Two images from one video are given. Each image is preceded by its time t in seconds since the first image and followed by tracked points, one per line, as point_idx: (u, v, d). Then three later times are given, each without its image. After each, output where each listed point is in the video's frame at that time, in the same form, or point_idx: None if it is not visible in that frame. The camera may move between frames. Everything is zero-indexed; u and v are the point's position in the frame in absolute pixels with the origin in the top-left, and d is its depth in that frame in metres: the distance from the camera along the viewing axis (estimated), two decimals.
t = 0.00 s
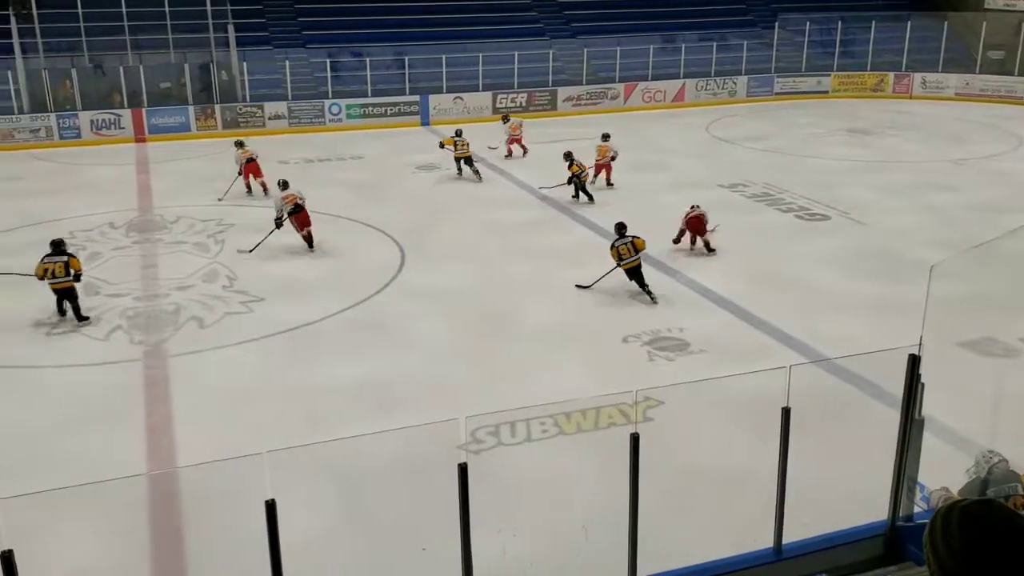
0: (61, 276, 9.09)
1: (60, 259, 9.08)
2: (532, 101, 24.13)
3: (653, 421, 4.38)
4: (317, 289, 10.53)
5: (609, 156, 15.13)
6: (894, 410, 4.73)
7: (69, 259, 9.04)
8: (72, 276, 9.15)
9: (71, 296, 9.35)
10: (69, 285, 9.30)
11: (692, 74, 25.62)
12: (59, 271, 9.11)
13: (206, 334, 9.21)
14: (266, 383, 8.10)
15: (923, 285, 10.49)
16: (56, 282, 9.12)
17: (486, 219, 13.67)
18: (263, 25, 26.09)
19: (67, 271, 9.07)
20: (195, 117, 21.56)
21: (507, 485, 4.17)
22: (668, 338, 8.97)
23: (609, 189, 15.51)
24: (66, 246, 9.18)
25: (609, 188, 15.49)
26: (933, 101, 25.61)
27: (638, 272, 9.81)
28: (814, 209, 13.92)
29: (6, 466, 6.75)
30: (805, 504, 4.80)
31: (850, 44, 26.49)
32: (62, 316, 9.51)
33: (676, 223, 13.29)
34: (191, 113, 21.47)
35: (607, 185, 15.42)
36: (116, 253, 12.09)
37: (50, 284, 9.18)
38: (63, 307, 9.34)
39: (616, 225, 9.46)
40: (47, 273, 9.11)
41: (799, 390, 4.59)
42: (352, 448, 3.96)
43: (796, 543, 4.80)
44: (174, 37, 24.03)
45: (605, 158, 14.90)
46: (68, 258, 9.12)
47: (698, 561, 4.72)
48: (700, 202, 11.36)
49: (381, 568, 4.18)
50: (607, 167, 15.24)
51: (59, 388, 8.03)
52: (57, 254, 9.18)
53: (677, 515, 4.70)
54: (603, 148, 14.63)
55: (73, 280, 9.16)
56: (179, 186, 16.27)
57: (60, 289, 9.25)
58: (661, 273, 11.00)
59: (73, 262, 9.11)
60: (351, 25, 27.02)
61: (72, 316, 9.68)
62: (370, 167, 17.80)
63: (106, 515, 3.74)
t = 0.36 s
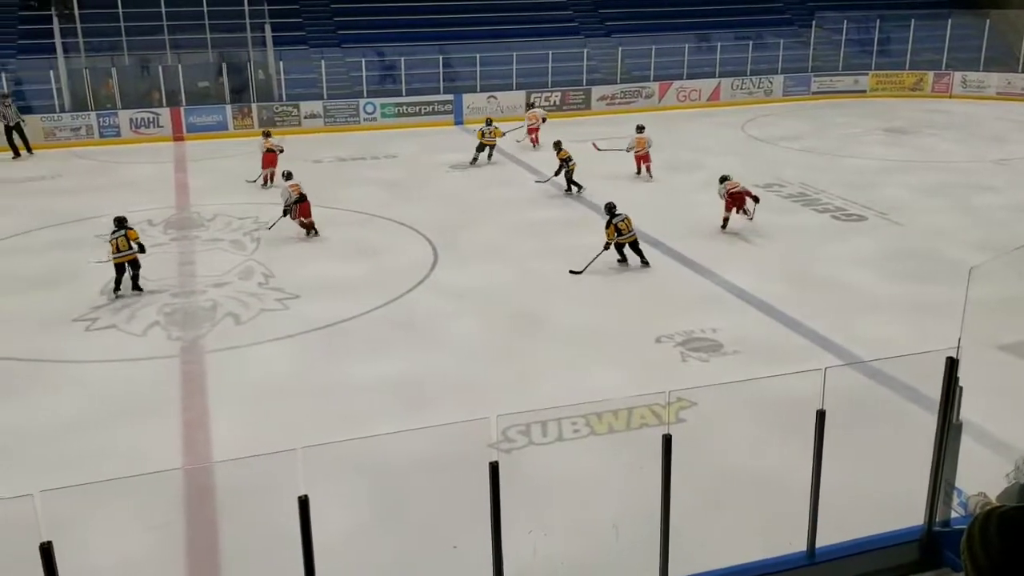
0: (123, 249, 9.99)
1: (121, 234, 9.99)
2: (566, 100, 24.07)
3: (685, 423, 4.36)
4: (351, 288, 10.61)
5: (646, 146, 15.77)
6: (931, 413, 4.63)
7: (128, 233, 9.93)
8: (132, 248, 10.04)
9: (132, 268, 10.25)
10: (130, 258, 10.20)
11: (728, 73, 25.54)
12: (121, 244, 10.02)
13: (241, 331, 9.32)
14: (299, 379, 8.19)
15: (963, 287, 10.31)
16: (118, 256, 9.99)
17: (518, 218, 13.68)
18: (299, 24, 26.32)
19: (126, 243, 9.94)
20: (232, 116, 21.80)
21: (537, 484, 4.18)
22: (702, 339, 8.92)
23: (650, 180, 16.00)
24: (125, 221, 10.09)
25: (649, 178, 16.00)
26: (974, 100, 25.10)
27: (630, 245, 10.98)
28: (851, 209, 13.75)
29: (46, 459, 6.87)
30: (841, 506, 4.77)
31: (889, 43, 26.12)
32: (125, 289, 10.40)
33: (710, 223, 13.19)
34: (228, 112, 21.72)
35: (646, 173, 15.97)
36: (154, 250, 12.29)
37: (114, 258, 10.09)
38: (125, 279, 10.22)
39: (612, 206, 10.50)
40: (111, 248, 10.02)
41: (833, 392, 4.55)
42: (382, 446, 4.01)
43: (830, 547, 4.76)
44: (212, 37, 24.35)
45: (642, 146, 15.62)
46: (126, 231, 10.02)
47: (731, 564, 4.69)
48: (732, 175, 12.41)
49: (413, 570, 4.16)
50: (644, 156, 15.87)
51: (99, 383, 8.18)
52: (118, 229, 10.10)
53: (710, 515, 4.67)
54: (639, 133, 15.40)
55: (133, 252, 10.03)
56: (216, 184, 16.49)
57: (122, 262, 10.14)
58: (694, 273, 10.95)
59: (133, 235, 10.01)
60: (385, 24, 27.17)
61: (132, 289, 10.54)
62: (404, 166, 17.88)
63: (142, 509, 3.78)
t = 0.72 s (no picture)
0: (184, 229, 10.87)
1: (183, 216, 10.85)
2: (593, 100, 24.07)
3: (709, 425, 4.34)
4: (377, 286, 10.67)
5: (676, 138, 16.70)
6: (961, 418, 4.58)
7: (189, 215, 10.78)
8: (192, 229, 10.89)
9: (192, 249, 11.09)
10: (190, 238, 11.05)
11: (757, 74, 25.36)
12: (181, 225, 10.87)
13: (269, 329, 9.40)
14: (325, 377, 8.25)
15: (995, 291, 10.18)
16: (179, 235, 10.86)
17: (545, 219, 13.68)
18: (328, 25, 26.52)
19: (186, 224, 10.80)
20: (262, 115, 21.97)
21: (560, 484, 4.17)
22: (728, 341, 8.87)
23: (674, 171, 16.73)
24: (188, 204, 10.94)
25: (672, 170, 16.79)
26: (1008, 102, 24.73)
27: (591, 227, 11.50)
28: (880, 212, 13.62)
29: (77, 453, 6.98)
30: (869, 510, 4.75)
31: (920, 45, 25.84)
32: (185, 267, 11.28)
33: (738, 224, 13.12)
34: (257, 111, 21.90)
35: (668, 165, 16.71)
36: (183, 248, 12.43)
37: (177, 238, 10.98)
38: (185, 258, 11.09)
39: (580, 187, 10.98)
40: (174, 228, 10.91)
41: (861, 395, 4.48)
42: (409, 445, 4.02)
43: (856, 553, 4.68)
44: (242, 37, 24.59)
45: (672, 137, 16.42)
46: (188, 213, 10.88)
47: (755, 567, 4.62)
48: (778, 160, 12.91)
49: (435, 567, 4.20)
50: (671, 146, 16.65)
51: (127, 379, 8.29)
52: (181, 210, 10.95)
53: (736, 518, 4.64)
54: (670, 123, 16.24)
55: (193, 233, 10.88)
56: (245, 182, 16.66)
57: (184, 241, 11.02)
58: (721, 275, 10.91)
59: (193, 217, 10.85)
60: (413, 24, 27.27)
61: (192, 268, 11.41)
62: (430, 165, 17.96)
63: (169, 504, 3.82)
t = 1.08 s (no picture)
0: (212, 212, 11.57)
1: (209, 200, 11.56)
2: (602, 100, 24.05)
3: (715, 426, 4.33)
4: (385, 285, 10.69)
5: (689, 130, 17.64)
6: (970, 420, 4.55)
7: (216, 199, 11.51)
8: (219, 212, 11.63)
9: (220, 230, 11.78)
10: (216, 221, 11.74)
11: (766, 74, 25.31)
12: (208, 209, 11.60)
13: (276, 328, 9.42)
14: (332, 376, 8.27)
15: (1004, 293, 10.12)
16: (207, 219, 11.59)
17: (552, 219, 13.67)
18: (337, 24, 26.55)
19: (213, 207, 11.51)
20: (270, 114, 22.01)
21: (567, 484, 4.19)
22: (735, 342, 8.85)
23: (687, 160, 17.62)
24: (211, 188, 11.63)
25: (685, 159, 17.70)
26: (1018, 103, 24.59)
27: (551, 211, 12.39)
28: (889, 213, 13.56)
29: (85, 450, 7.02)
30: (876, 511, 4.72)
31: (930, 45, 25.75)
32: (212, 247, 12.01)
33: (746, 225, 13.10)
34: (266, 110, 21.94)
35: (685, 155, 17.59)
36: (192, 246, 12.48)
37: (205, 221, 11.66)
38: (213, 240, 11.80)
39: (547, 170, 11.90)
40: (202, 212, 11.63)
41: (870, 397, 4.47)
42: (415, 445, 4.02)
43: (863, 555, 4.68)
44: (251, 36, 24.66)
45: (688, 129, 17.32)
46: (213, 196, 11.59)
47: (763, 568, 4.62)
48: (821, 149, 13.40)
49: (441, 566, 4.20)
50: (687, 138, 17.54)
51: (135, 377, 8.33)
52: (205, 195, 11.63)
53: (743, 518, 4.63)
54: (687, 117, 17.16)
55: (220, 216, 11.60)
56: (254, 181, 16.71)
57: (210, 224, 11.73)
58: (730, 275, 10.88)
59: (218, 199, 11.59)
60: (422, 24, 27.30)
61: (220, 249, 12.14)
62: (439, 165, 17.98)
63: (175, 502, 3.83)
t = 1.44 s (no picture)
0: (223, 197, 12.47)
1: (221, 186, 12.46)
2: (603, 100, 24.00)
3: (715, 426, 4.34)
4: (385, 285, 10.70)
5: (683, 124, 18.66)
6: (971, 421, 4.56)
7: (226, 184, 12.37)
8: (230, 196, 12.48)
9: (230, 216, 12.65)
10: (226, 207, 12.63)
11: (768, 75, 25.33)
12: (220, 193, 12.48)
13: (277, 327, 9.43)
14: (333, 375, 8.27)
15: (1005, 294, 10.12)
16: (219, 203, 12.46)
17: (554, 218, 13.67)
18: (339, 23, 26.58)
19: (224, 192, 12.37)
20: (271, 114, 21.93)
21: (568, 484, 4.18)
22: (736, 342, 8.85)
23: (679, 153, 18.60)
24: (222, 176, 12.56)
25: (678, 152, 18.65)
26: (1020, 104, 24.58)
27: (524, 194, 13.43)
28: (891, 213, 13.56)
29: (86, 449, 7.01)
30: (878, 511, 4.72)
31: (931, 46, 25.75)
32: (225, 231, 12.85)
33: (748, 225, 13.10)
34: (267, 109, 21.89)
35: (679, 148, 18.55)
36: (193, 246, 12.48)
37: (215, 207, 12.54)
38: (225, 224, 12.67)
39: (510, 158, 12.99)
40: (214, 197, 12.51)
41: (871, 397, 4.48)
42: (415, 444, 4.04)
43: (864, 554, 4.70)
44: (252, 35, 24.69)
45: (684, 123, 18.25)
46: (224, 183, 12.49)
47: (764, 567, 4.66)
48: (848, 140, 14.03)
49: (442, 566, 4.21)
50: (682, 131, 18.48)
51: (136, 376, 8.33)
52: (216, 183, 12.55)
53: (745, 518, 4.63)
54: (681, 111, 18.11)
55: (231, 200, 12.45)
56: (255, 180, 16.72)
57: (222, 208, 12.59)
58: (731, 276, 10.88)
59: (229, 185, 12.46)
60: (424, 24, 27.32)
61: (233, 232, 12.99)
62: (440, 165, 17.99)
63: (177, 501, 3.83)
